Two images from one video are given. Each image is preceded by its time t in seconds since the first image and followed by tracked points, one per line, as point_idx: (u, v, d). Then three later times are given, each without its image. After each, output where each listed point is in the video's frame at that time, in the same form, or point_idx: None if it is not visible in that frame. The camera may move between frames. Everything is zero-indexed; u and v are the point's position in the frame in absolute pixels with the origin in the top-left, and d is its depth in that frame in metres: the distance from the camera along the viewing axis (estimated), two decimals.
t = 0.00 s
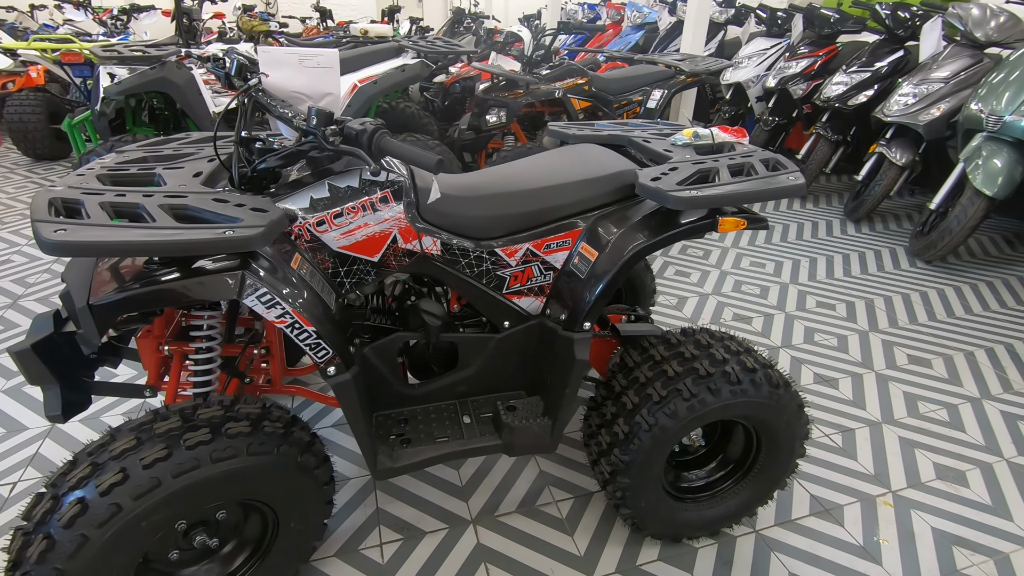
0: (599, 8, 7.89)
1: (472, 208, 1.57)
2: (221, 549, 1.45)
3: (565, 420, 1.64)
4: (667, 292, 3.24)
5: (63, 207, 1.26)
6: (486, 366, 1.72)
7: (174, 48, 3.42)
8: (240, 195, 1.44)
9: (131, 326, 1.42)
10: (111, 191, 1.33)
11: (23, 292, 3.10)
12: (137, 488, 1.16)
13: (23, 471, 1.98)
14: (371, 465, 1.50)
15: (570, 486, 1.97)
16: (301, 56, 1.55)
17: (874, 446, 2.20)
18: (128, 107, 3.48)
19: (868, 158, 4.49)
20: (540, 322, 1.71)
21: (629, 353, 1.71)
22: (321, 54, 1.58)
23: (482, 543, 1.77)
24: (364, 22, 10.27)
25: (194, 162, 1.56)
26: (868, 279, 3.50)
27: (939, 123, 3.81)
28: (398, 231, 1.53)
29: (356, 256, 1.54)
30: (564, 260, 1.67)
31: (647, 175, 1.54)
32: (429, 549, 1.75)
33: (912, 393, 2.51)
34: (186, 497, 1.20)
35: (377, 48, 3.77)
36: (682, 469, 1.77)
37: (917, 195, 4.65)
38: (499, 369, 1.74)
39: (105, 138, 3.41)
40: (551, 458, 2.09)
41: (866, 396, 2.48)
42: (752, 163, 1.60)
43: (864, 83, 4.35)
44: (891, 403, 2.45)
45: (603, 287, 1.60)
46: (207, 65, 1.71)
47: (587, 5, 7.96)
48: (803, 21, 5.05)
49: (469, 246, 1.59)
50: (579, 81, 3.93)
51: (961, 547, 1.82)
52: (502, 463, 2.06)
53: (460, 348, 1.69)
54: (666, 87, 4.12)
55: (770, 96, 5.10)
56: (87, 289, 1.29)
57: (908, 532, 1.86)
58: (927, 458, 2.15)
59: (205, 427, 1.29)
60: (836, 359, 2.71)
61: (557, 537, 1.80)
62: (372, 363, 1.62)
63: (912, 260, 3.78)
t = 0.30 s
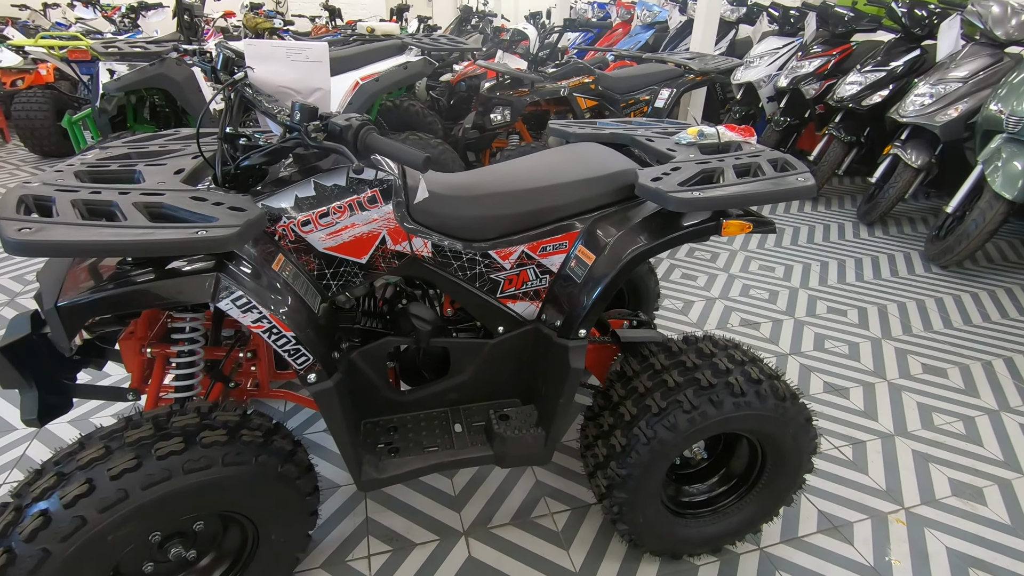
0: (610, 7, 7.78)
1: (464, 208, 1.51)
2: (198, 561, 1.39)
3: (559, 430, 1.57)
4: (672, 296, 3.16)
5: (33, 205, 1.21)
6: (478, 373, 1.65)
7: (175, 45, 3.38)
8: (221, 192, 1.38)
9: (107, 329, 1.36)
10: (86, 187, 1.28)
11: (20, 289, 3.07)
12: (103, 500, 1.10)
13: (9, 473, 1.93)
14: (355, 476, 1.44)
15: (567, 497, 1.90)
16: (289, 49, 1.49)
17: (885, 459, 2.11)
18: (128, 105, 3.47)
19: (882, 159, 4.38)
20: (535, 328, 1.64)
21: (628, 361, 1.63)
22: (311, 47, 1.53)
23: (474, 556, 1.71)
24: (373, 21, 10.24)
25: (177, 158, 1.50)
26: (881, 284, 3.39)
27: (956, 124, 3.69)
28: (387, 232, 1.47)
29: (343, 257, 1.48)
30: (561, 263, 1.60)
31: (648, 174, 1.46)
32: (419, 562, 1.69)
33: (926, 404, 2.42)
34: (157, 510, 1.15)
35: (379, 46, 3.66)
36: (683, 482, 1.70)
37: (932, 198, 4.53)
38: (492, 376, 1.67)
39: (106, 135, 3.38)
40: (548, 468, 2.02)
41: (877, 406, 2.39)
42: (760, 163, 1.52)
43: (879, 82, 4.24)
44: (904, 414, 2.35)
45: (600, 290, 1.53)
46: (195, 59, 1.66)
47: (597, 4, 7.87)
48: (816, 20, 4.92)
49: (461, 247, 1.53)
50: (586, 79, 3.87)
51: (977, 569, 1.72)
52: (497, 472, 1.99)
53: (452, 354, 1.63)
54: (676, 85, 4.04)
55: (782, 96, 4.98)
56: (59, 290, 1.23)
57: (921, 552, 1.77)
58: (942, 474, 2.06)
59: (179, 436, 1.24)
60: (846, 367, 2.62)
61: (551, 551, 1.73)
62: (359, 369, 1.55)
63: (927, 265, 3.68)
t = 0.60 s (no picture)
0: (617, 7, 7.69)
1: (457, 210, 1.46)
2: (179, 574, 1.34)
3: (555, 441, 1.51)
4: (677, 300, 3.10)
5: (10, 206, 1.17)
6: (472, 381, 1.60)
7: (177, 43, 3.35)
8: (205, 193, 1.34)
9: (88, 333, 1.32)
10: (65, 187, 1.24)
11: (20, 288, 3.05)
12: (74, 514, 1.07)
13: None
14: (342, 487, 1.39)
15: (564, 509, 1.84)
16: (278, 46, 1.44)
17: (896, 473, 2.04)
18: (129, 105, 3.46)
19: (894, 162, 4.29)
20: (531, 335, 1.59)
21: (627, 370, 1.58)
22: (301, 44, 1.48)
23: (467, 569, 1.65)
24: (380, 21, 10.23)
25: (163, 158, 1.46)
26: (892, 290, 3.31)
27: (971, 126, 3.60)
28: (378, 235, 1.43)
29: (332, 261, 1.43)
30: (558, 268, 1.54)
31: (648, 177, 1.41)
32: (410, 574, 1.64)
33: (939, 415, 2.34)
34: (132, 523, 1.11)
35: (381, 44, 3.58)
36: (683, 495, 1.64)
37: (945, 202, 4.44)
38: (487, 384, 1.62)
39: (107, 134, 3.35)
40: (546, 477, 1.96)
41: (888, 417, 2.31)
42: (765, 165, 1.46)
43: (891, 83, 4.15)
44: (916, 425, 2.27)
45: (598, 296, 1.47)
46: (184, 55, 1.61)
47: (604, 4, 7.79)
48: (827, 19, 4.83)
49: (454, 251, 1.48)
50: (591, 80, 3.80)
51: None
52: (493, 481, 1.94)
53: (445, 361, 1.58)
54: (683, 86, 3.97)
55: (792, 97, 4.89)
56: (34, 294, 1.18)
57: (933, 572, 1.70)
58: (955, 489, 1.98)
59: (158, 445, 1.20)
60: (856, 376, 2.55)
61: (547, 565, 1.67)
62: (349, 376, 1.51)
63: (940, 270, 3.59)
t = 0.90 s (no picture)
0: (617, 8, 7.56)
1: (445, 215, 1.43)
2: None
3: (544, 451, 1.49)
4: (673, 303, 3.07)
5: None
6: (461, 388, 1.58)
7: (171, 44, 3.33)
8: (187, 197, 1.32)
9: (67, 341, 1.30)
10: (43, 192, 1.21)
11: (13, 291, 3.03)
12: (47, 527, 1.05)
13: None
14: (327, 497, 1.37)
15: (556, 517, 1.82)
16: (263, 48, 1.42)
17: (894, 481, 2.01)
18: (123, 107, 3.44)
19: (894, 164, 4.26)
20: (521, 341, 1.56)
21: (619, 378, 1.55)
22: (287, 46, 1.46)
23: None
24: (379, 22, 10.21)
25: (147, 161, 1.44)
26: (891, 293, 3.28)
27: (971, 128, 3.57)
28: (364, 240, 1.41)
29: (317, 266, 1.41)
30: (548, 274, 1.52)
31: (640, 181, 1.38)
32: None
33: (938, 421, 2.31)
34: (107, 536, 1.09)
35: (375, 47, 3.56)
36: (676, 504, 1.61)
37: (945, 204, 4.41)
38: (476, 391, 1.59)
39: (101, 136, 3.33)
40: (538, 485, 1.93)
41: (886, 423, 2.29)
42: (759, 170, 1.43)
43: (891, 85, 4.13)
44: (914, 432, 2.25)
45: (589, 301, 1.44)
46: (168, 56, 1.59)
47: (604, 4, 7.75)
48: (826, 20, 4.80)
49: (442, 256, 1.46)
50: (587, 81, 3.80)
51: None
52: (484, 489, 1.91)
53: (433, 368, 1.55)
54: (681, 87, 3.93)
55: (792, 98, 4.87)
56: (14, 299, 1.16)
57: None
58: (953, 497, 1.95)
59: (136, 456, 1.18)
60: (854, 381, 2.52)
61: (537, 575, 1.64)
62: (335, 383, 1.48)
63: (940, 273, 3.56)
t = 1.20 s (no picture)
0: (616, 7, 7.52)
1: (433, 213, 1.41)
2: None
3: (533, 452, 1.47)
4: (669, 303, 3.05)
5: None
6: (451, 388, 1.56)
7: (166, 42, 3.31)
8: (171, 194, 1.30)
9: (48, 339, 1.28)
10: (24, 188, 1.19)
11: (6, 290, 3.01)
12: (22, 530, 1.03)
13: None
14: (312, 499, 1.34)
15: (549, 519, 1.79)
16: (249, 43, 1.40)
17: (891, 483, 1.99)
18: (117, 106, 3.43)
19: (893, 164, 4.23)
20: (512, 341, 1.54)
21: (611, 378, 1.53)
22: (273, 41, 1.43)
23: None
24: (378, 22, 10.20)
25: (131, 158, 1.42)
26: (890, 293, 3.26)
27: (971, 128, 3.55)
28: (351, 238, 1.39)
29: (304, 265, 1.39)
30: (538, 272, 1.49)
31: (631, 178, 1.36)
32: None
33: (936, 422, 2.28)
34: (86, 538, 1.07)
35: (371, 45, 3.55)
36: (668, 506, 1.58)
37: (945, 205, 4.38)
38: (467, 392, 1.57)
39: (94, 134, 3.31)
40: (531, 486, 1.91)
41: (883, 424, 2.26)
42: (752, 167, 1.41)
43: (889, 84, 4.11)
44: (912, 433, 2.22)
45: (579, 299, 1.42)
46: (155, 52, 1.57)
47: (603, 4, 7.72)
48: (826, 19, 4.77)
49: (431, 255, 1.44)
50: (584, 80, 3.77)
51: None
52: (477, 490, 1.89)
53: (423, 368, 1.53)
54: (679, 86, 3.90)
55: (791, 98, 4.84)
56: None
57: None
58: (951, 499, 1.93)
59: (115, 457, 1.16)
60: (852, 382, 2.50)
61: None
62: (322, 383, 1.46)
63: (939, 273, 3.53)
